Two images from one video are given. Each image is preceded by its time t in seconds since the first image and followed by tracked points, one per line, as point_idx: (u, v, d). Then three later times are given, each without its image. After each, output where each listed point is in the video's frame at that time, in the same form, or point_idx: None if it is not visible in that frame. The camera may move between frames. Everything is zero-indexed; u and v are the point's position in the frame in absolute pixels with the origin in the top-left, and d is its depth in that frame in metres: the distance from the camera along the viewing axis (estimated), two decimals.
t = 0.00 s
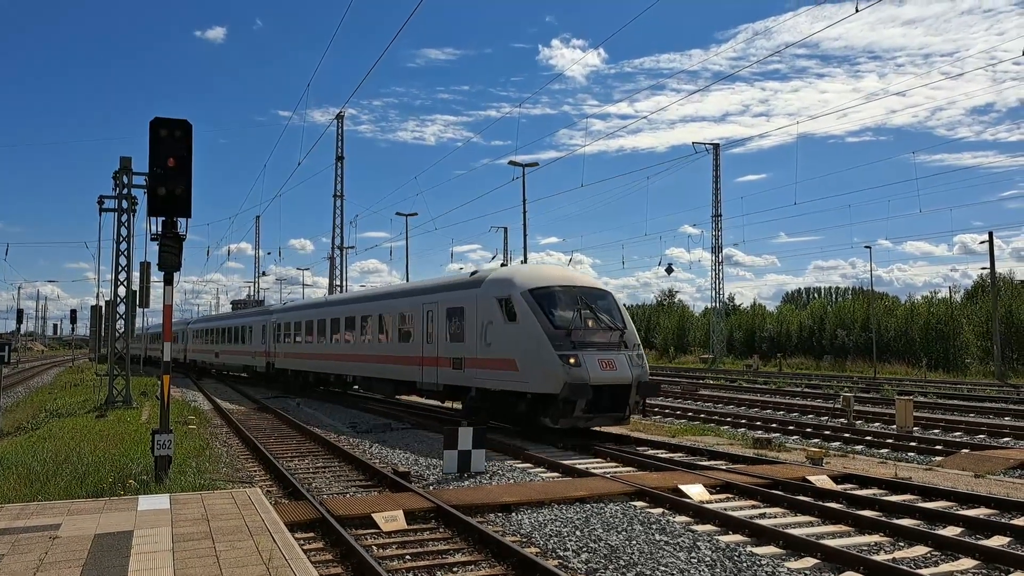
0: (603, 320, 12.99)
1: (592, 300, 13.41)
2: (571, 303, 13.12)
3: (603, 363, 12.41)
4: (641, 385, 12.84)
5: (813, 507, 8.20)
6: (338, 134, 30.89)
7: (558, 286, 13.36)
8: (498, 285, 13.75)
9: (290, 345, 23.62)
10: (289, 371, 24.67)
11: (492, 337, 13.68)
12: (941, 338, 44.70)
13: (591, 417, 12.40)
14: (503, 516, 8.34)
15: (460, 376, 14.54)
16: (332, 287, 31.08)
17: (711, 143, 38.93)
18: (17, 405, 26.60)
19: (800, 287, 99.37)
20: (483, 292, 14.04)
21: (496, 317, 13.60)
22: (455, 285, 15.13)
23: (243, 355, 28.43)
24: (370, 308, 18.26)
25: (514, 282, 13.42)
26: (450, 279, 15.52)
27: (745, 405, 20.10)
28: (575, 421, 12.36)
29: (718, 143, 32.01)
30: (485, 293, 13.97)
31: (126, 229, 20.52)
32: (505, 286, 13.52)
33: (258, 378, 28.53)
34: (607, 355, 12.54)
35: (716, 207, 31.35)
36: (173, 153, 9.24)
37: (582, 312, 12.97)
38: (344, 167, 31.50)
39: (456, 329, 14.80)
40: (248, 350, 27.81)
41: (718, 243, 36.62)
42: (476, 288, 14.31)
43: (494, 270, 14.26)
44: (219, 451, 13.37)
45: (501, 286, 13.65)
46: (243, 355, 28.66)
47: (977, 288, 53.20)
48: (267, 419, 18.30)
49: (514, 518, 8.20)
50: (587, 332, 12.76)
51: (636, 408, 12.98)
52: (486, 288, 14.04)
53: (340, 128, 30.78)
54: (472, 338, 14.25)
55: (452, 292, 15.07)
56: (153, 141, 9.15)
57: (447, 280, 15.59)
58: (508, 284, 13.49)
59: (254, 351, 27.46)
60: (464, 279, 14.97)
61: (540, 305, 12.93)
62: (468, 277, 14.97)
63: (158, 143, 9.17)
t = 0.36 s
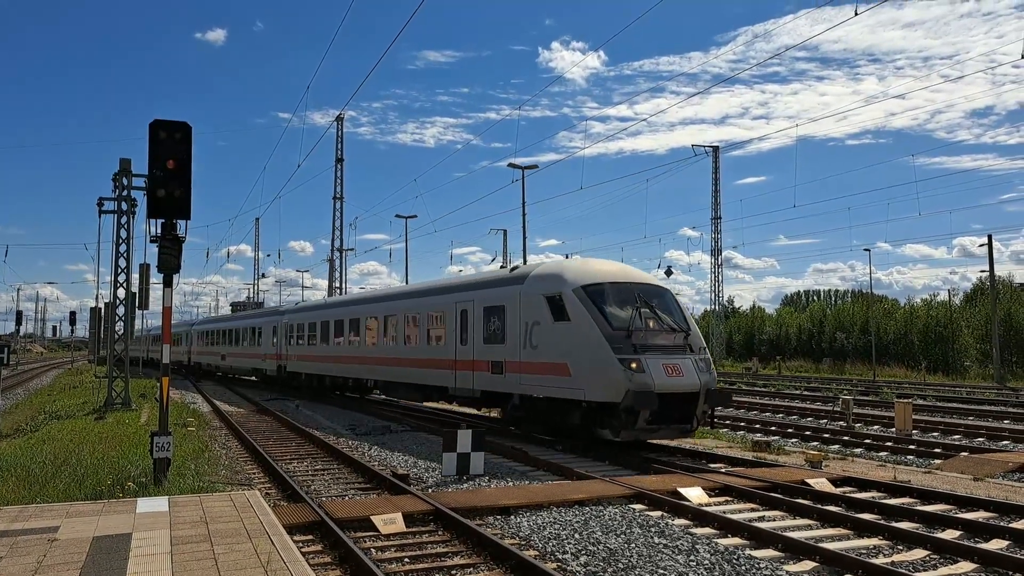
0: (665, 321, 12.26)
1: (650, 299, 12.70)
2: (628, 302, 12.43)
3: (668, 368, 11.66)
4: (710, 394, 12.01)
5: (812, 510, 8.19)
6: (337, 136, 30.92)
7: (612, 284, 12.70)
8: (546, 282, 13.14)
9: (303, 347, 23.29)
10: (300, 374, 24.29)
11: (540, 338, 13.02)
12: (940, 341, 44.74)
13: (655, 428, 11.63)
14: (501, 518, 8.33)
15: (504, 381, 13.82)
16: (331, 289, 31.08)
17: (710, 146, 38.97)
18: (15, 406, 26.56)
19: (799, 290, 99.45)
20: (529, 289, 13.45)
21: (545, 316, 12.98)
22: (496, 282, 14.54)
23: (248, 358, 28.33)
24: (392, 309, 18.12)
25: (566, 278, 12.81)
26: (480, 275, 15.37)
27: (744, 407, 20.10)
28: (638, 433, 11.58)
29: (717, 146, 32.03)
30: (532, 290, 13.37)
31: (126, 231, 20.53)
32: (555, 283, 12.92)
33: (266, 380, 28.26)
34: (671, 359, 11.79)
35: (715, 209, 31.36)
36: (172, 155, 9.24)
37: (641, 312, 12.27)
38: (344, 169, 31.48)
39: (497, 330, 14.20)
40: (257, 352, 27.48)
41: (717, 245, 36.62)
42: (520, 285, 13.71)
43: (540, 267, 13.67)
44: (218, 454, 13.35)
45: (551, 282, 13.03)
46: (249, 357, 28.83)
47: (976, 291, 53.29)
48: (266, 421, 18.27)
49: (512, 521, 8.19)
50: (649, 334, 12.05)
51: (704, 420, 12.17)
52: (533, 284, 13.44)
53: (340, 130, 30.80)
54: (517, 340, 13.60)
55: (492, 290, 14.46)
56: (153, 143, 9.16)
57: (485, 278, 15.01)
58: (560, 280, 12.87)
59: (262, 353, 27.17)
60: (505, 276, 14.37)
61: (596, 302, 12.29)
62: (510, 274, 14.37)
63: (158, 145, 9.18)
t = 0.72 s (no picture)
0: (744, 321, 10.85)
1: (724, 296, 11.27)
2: (700, 299, 11.01)
3: (752, 375, 10.28)
4: (795, 403, 10.65)
5: (811, 512, 8.18)
6: (336, 138, 30.89)
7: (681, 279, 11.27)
8: (603, 275, 11.77)
9: (314, 348, 22.59)
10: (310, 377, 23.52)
11: (599, 339, 11.66)
12: (939, 343, 44.76)
13: (737, 442, 10.29)
14: (500, 520, 8.32)
15: (556, 388, 12.48)
16: (330, 290, 31.04)
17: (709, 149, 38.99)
18: (13, 408, 26.52)
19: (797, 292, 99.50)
20: (582, 284, 12.11)
21: (604, 315, 11.62)
22: (541, 276, 13.22)
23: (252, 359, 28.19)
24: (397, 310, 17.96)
25: (628, 270, 11.43)
26: (484, 276, 15.18)
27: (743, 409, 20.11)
28: (718, 448, 10.24)
29: (716, 148, 32.03)
30: (587, 285, 12.01)
31: (124, 232, 20.50)
32: (616, 277, 11.52)
33: (273, 384, 27.62)
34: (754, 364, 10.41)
35: (714, 211, 31.35)
36: (171, 157, 9.22)
37: (717, 310, 10.86)
38: (342, 171, 31.42)
39: (543, 330, 12.88)
40: (265, 354, 26.81)
41: (716, 247, 36.62)
42: (570, 279, 12.40)
43: (594, 259, 12.32)
44: (216, 455, 13.32)
45: (610, 275, 11.63)
46: (252, 357, 28.76)
47: (975, 293, 53.33)
48: (263, 423, 18.24)
49: (511, 523, 8.18)
50: (728, 335, 10.63)
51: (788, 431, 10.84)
52: (587, 278, 12.11)
53: (339, 132, 30.78)
54: (569, 341, 12.27)
55: (539, 285, 13.12)
56: (151, 145, 9.14)
57: (526, 272, 13.70)
58: (620, 273, 11.48)
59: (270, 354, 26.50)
60: (552, 270, 13.05)
61: (664, 298, 10.89)
62: (557, 268, 13.04)
63: (156, 147, 9.15)
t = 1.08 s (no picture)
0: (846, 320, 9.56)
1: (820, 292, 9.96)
2: (795, 295, 9.72)
3: (863, 381, 8.96)
4: (911, 416, 9.27)
5: (809, 515, 8.17)
6: (335, 140, 30.88)
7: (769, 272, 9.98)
8: (680, 268, 10.50)
9: (332, 350, 21.82)
10: (327, 381, 22.75)
11: (675, 341, 10.41)
12: (937, 346, 44.79)
13: (845, 462, 8.85)
14: (498, 523, 8.31)
15: (624, 395, 11.29)
16: (328, 293, 31.02)
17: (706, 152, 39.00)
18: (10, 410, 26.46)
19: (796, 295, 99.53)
20: (653, 278, 10.90)
21: (679, 313, 10.39)
22: (604, 270, 12.05)
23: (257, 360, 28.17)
24: (401, 309, 18.01)
25: (709, 262, 10.17)
26: (490, 277, 15.21)
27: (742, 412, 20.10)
28: (825, 468, 8.79)
29: (714, 151, 32.05)
30: (661, 280, 10.76)
31: (122, 234, 20.49)
32: (696, 270, 10.24)
33: (287, 389, 26.85)
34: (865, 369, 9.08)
35: (712, 214, 31.29)
36: (168, 158, 9.20)
37: (816, 308, 9.56)
38: (341, 172, 31.36)
39: (608, 330, 11.69)
40: (279, 357, 26.09)
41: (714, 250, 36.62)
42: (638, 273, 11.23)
43: (668, 250, 11.07)
44: (214, 457, 13.31)
45: (688, 267, 10.38)
46: (254, 360, 28.92)
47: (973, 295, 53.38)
48: (262, 425, 18.25)
49: (508, 525, 8.16)
50: (832, 336, 9.32)
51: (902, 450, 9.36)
52: (659, 271, 10.87)
53: (337, 134, 30.78)
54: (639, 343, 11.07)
55: (602, 280, 11.93)
56: (149, 146, 9.13)
57: (585, 266, 12.54)
58: (700, 265, 10.24)
59: (285, 357, 25.75)
60: (618, 263, 11.83)
61: (755, 293, 9.61)
62: (622, 260, 11.82)
63: (153, 148, 9.14)
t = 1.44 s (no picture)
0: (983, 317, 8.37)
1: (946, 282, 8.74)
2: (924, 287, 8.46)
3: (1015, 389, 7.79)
4: None
5: (809, 517, 8.17)
6: (333, 141, 30.88)
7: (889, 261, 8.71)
8: (782, 258, 9.19)
9: (350, 352, 20.64)
10: (345, 384, 21.64)
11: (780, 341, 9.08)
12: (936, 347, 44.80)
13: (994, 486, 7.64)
14: (496, 524, 8.30)
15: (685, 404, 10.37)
16: (327, 294, 31.02)
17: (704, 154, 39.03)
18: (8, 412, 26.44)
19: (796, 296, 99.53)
20: (706, 277, 10.10)
21: (781, 310, 9.10)
22: (679, 261, 10.72)
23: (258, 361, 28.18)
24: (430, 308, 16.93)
25: (821, 250, 8.87)
26: (491, 279, 15.39)
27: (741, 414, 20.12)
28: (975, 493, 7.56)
29: (712, 152, 32.08)
30: (756, 271, 9.44)
31: (120, 236, 20.48)
32: (807, 259, 8.93)
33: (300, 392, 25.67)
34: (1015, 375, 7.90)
35: (711, 215, 31.31)
36: (167, 159, 9.20)
37: (950, 303, 8.35)
38: (339, 173, 31.29)
39: (687, 332, 10.37)
40: (292, 359, 24.95)
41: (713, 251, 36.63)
42: (680, 272, 10.58)
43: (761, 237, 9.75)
44: (212, 459, 13.32)
45: (794, 255, 9.07)
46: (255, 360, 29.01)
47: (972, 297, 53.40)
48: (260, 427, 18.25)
49: (507, 526, 8.17)
50: (971, 337, 8.15)
51: None
52: (751, 262, 9.56)
53: (336, 135, 30.78)
54: (728, 345, 9.75)
55: (679, 272, 10.58)
56: (148, 148, 9.13)
57: (655, 259, 11.18)
58: (810, 252, 8.93)
59: (299, 359, 24.61)
60: (698, 254, 10.49)
61: (879, 284, 8.39)
62: (702, 251, 10.50)
63: (152, 150, 9.14)
